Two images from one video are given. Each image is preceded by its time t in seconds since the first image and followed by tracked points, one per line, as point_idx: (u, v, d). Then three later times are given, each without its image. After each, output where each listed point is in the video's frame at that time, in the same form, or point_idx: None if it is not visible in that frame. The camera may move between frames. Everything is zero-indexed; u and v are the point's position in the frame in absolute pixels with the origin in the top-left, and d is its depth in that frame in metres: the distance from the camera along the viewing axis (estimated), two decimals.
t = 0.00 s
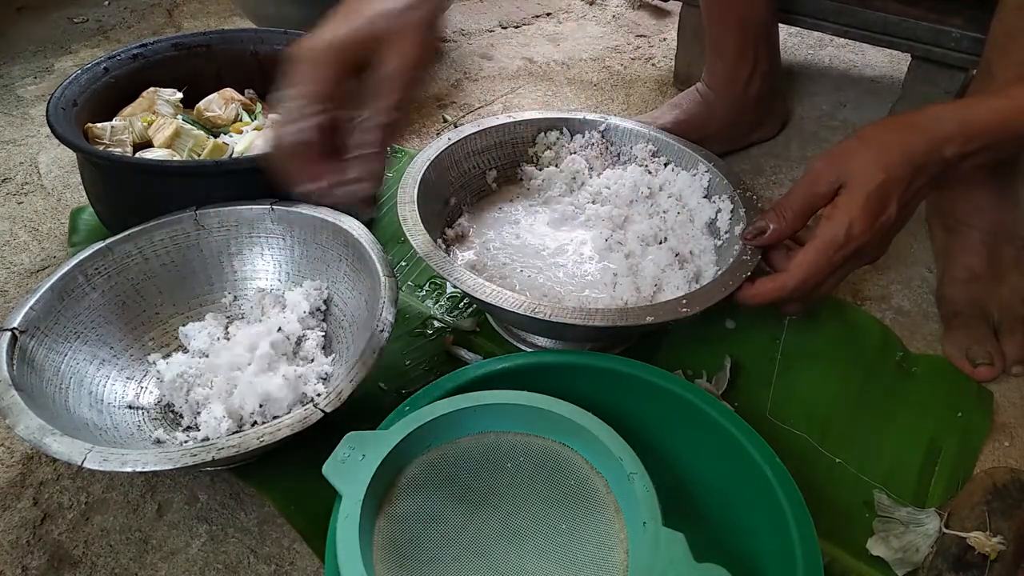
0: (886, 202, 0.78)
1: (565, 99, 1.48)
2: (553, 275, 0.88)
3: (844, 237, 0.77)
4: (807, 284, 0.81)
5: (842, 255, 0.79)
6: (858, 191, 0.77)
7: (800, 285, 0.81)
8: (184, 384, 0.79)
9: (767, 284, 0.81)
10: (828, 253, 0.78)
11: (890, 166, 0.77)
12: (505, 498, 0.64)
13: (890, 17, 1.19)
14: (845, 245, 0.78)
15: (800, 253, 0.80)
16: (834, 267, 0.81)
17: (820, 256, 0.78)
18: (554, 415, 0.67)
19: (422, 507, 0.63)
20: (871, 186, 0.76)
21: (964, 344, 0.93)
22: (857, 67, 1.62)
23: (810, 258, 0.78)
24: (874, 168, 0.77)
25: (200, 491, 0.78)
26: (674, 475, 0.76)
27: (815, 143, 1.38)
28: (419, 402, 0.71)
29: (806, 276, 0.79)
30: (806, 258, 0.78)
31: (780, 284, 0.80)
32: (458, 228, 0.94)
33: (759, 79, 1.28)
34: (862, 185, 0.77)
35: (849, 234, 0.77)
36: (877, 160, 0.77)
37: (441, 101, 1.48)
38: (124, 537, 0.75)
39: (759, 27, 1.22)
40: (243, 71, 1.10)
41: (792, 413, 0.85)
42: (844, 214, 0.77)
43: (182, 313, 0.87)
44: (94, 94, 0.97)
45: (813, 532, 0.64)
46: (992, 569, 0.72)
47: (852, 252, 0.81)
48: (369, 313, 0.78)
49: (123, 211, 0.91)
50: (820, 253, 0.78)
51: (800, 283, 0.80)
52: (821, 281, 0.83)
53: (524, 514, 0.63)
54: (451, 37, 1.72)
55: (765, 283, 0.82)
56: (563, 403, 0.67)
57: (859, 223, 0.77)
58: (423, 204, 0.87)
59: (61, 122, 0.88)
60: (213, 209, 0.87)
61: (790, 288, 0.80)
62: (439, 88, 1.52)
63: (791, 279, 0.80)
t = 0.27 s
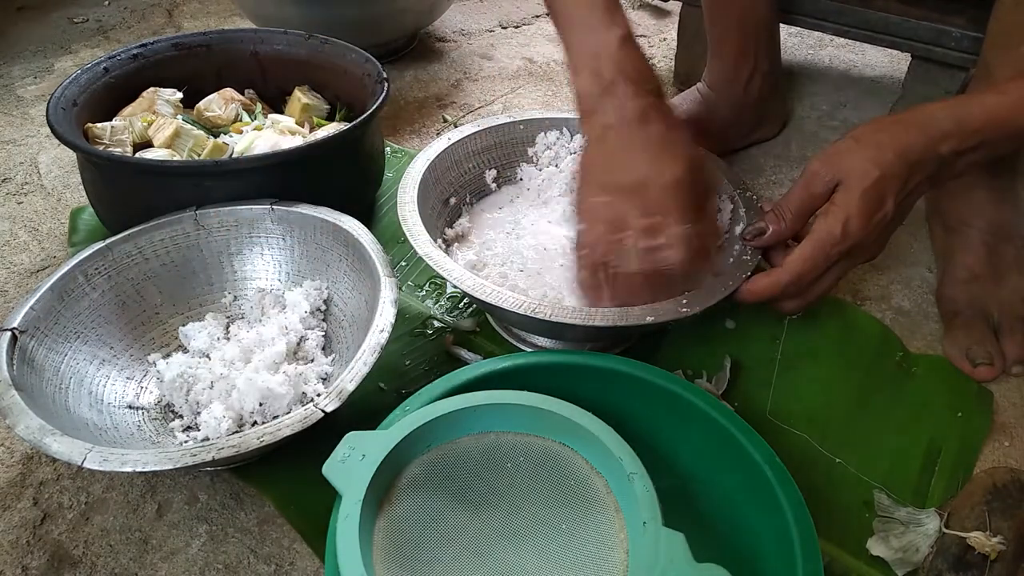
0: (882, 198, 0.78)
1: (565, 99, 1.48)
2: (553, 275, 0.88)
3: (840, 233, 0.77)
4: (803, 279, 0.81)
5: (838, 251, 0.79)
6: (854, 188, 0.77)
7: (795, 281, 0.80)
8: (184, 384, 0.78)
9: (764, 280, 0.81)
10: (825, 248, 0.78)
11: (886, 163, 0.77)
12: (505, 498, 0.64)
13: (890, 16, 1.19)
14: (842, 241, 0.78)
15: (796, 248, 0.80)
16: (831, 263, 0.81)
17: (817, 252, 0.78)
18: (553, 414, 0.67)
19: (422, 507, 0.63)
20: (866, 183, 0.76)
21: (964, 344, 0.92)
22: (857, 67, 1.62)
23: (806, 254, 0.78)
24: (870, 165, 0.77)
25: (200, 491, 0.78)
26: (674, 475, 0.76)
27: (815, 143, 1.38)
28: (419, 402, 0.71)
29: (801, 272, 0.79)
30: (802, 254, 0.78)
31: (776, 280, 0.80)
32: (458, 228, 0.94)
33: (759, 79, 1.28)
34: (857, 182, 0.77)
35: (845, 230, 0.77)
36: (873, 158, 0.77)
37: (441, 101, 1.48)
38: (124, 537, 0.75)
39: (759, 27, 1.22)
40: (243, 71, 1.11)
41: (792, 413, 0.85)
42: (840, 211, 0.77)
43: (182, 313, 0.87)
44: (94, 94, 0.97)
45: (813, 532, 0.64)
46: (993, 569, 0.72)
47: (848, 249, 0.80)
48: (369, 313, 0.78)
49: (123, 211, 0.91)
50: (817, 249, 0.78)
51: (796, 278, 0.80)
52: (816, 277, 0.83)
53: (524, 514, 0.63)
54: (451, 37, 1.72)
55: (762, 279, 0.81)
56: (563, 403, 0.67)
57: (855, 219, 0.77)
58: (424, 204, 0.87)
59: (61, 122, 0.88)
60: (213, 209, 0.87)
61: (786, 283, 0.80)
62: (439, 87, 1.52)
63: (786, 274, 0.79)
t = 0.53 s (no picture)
0: (883, 201, 0.78)
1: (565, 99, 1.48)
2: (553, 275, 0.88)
3: (841, 235, 0.77)
4: (805, 283, 0.81)
5: (839, 254, 0.79)
6: (854, 191, 0.77)
7: (796, 283, 0.81)
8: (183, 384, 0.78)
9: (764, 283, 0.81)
10: (826, 251, 0.78)
11: (888, 166, 0.77)
12: (505, 498, 0.64)
13: (891, 17, 1.19)
14: (843, 244, 0.78)
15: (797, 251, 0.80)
16: (831, 266, 0.81)
17: (817, 255, 0.78)
18: (554, 414, 0.67)
19: (422, 507, 0.63)
20: (868, 186, 0.77)
21: (964, 344, 0.92)
22: (857, 67, 1.62)
23: (807, 257, 0.78)
24: (871, 168, 0.77)
25: (200, 491, 0.78)
26: (674, 475, 0.76)
27: (815, 143, 1.38)
28: (419, 402, 0.71)
29: (802, 275, 0.79)
30: (802, 258, 0.78)
31: (776, 283, 0.80)
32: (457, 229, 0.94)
33: (759, 79, 1.28)
34: (858, 185, 0.77)
35: (846, 233, 0.77)
36: (875, 161, 0.77)
37: (441, 101, 1.48)
38: (125, 537, 0.75)
39: (759, 27, 1.23)
40: (243, 71, 1.11)
41: (792, 413, 0.85)
42: (841, 214, 0.77)
43: (182, 313, 0.87)
44: (94, 94, 0.97)
45: (813, 532, 0.64)
46: (993, 569, 0.72)
47: (849, 251, 0.80)
48: (370, 313, 0.78)
49: (123, 211, 0.91)
50: (818, 252, 0.78)
51: (797, 281, 0.80)
52: (818, 279, 0.83)
53: (524, 514, 0.63)
54: (451, 37, 1.72)
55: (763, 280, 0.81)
56: (563, 403, 0.67)
57: (856, 222, 0.77)
58: (423, 204, 0.87)
59: (61, 122, 0.88)
60: (213, 208, 0.87)
61: (787, 286, 0.80)
62: (440, 87, 1.52)
63: (787, 276, 0.80)
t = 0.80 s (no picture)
0: (882, 199, 0.78)
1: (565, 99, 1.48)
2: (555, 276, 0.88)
3: (841, 234, 0.77)
4: (805, 282, 0.81)
5: (839, 253, 0.79)
6: (853, 190, 0.77)
7: (797, 282, 0.81)
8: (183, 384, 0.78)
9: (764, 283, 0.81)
10: (825, 250, 0.78)
11: (886, 164, 0.77)
12: (505, 498, 0.64)
13: (890, 17, 1.19)
14: (843, 243, 0.78)
15: (797, 250, 0.80)
16: (831, 265, 0.81)
17: (818, 254, 0.78)
18: (554, 414, 0.67)
19: (421, 507, 0.63)
20: (867, 185, 0.77)
21: (964, 344, 0.93)
22: (857, 67, 1.62)
23: (807, 256, 0.78)
24: (870, 167, 0.77)
25: (200, 491, 0.78)
26: (674, 475, 0.76)
27: (815, 143, 1.38)
28: (419, 402, 0.71)
29: (803, 274, 0.80)
30: (802, 258, 0.78)
31: (777, 282, 0.81)
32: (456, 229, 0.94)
33: (760, 78, 1.28)
34: (857, 184, 0.77)
35: (846, 231, 0.77)
36: (874, 159, 0.77)
37: (441, 101, 1.48)
38: (124, 537, 0.75)
39: (759, 27, 1.23)
40: (243, 71, 1.11)
41: (792, 413, 0.85)
42: (840, 212, 0.77)
43: (182, 313, 0.87)
44: (94, 94, 0.97)
45: (813, 532, 0.64)
46: (993, 569, 0.72)
47: (849, 250, 0.80)
48: (370, 313, 0.78)
49: (123, 211, 0.91)
50: (818, 251, 0.78)
51: (798, 280, 0.80)
52: (818, 278, 0.83)
53: (524, 514, 0.63)
54: (451, 37, 1.72)
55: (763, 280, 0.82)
56: (563, 403, 0.67)
57: (855, 220, 0.77)
58: (424, 204, 0.87)
59: (61, 122, 0.88)
60: (213, 208, 0.87)
61: (788, 285, 0.80)
62: (440, 87, 1.52)
63: (788, 276, 0.80)
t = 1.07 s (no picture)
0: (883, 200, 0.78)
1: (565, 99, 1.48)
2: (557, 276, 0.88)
3: (841, 235, 0.77)
4: (806, 283, 0.81)
5: (839, 254, 0.79)
6: (854, 191, 0.77)
7: (798, 283, 0.81)
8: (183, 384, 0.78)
9: (766, 283, 0.82)
10: (826, 252, 0.78)
11: (887, 165, 0.77)
12: (505, 498, 0.64)
13: (890, 17, 1.19)
14: (843, 244, 0.78)
15: (798, 251, 0.80)
16: (832, 266, 0.81)
17: (818, 255, 0.78)
18: (554, 414, 0.67)
19: (421, 507, 0.63)
20: (868, 185, 0.77)
21: (964, 344, 0.93)
22: (857, 67, 1.62)
23: (807, 257, 0.79)
24: (871, 167, 0.77)
25: (200, 491, 0.78)
26: (675, 475, 0.76)
27: (816, 143, 1.38)
28: (419, 402, 0.71)
29: (804, 275, 0.80)
30: (803, 258, 0.79)
31: (777, 283, 0.81)
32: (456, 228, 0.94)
33: (760, 78, 1.28)
34: (858, 184, 0.77)
35: (847, 232, 0.77)
36: (875, 160, 0.77)
37: (441, 101, 1.48)
38: (124, 537, 0.75)
39: (759, 27, 1.23)
40: (243, 71, 1.11)
41: (792, 413, 0.85)
42: (841, 213, 0.77)
43: (182, 313, 0.87)
44: (94, 94, 0.97)
45: (813, 532, 0.64)
46: (993, 569, 0.72)
47: (850, 251, 0.81)
48: (370, 313, 0.78)
49: (123, 211, 0.91)
50: (818, 252, 0.78)
51: (799, 281, 0.80)
52: (819, 279, 0.83)
53: (524, 514, 0.63)
54: (451, 37, 1.72)
55: (764, 280, 0.82)
56: (564, 403, 0.67)
57: (856, 221, 0.77)
58: (424, 204, 0.87)
59: (61, 122, 0.88)
60: (213, 208, 0.87)
61: (790, 286, 0.81)
62: (440, 87, 1.52)
63: (789, 276, 0.80)
